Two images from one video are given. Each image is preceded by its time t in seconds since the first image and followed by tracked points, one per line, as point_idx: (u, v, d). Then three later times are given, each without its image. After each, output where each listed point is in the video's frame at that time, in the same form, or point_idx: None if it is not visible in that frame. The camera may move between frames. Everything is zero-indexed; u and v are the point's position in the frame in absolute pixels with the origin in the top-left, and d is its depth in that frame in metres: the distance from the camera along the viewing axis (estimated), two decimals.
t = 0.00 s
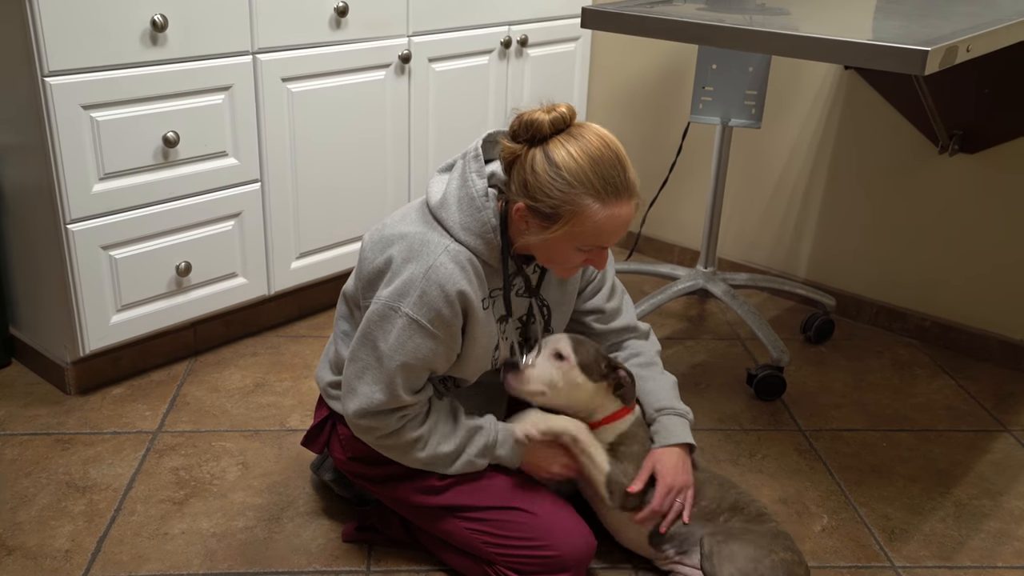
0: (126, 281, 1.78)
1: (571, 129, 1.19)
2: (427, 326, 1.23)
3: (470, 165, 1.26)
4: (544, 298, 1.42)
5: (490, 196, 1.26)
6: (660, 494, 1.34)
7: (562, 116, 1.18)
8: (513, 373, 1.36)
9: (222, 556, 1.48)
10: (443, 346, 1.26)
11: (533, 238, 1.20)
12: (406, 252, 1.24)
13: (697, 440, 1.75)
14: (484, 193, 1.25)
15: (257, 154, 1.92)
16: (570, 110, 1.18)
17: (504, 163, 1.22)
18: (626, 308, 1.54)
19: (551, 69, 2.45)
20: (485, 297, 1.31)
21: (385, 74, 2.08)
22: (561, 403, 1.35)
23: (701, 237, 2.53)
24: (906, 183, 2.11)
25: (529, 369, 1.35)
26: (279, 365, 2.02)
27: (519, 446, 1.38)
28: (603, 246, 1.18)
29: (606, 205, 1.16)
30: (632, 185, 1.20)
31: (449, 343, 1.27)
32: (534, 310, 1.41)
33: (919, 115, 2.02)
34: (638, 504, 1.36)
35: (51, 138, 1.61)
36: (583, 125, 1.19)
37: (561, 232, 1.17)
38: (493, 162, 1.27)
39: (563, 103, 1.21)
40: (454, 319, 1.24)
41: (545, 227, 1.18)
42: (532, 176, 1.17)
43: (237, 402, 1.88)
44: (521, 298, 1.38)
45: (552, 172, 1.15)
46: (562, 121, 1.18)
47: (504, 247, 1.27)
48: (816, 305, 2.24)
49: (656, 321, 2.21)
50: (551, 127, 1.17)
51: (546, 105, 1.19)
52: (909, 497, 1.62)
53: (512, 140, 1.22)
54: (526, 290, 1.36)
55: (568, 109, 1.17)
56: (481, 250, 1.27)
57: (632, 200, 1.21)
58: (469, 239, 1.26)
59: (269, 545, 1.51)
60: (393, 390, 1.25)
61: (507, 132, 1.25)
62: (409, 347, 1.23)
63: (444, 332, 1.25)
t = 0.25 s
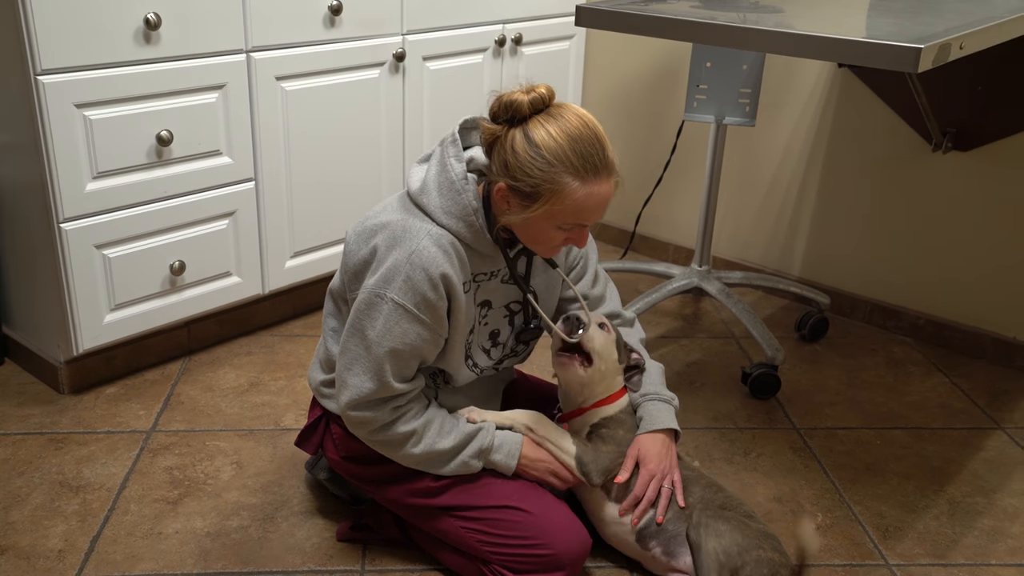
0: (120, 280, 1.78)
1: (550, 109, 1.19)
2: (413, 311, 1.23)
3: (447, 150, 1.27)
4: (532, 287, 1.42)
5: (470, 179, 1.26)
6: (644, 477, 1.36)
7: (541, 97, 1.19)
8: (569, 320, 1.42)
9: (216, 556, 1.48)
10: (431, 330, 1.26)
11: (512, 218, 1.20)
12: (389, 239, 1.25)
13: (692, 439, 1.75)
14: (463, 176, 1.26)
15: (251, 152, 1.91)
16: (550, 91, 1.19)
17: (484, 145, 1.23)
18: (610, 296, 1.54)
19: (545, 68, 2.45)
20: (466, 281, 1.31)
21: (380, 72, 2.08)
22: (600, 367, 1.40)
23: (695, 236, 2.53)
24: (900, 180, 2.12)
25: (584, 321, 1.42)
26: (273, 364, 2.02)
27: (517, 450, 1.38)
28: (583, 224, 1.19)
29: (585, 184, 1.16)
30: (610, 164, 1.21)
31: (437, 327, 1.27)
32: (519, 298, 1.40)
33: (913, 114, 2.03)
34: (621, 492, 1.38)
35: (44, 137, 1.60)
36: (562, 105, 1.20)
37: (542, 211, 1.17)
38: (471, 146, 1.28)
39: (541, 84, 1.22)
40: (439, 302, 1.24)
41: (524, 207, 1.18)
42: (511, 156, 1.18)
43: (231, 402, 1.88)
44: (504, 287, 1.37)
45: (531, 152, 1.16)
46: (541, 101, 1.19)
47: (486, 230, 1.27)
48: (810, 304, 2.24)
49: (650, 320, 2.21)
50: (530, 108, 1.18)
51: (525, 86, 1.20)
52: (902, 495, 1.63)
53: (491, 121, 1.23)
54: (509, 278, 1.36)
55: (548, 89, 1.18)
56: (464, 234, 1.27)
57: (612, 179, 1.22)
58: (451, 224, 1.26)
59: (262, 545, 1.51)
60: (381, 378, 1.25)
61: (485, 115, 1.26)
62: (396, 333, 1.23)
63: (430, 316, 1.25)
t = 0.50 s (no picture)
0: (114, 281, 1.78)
1: (515, 80, 1.20)
2: (397, 293, 1.22)
3: (416, 134, 1.26)
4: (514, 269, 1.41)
5: (440, 160, 1.26)
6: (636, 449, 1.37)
7: (507, 68, 1.19)
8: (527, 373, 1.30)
9: (211, 557, 1.48)
10: (418, 311, 1.25)
11: (484, 187, 1.22)
12: (367, 228, 1.25)
13: (687, 439, 1.75)
14: (432, 157, 1.25)
15: (246, 153, 1.91)
16: (516, 63, 1.19)
17: (454, 118, 1.24)
18: (592, 274, 1.54)
19: (539, 69, 2.46)
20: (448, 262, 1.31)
21: (375, 74, 2.08)
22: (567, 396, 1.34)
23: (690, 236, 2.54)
24: (893, 179, 2.12)
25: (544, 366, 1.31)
26: (268, 365, 2.02)
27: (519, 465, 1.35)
28: (552, 192, 1.20)
29: (552, 151, 1.17)
30: (578, 132, 1.21)
31: (424, 308, 1.26)
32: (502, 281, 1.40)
33: (907, 115, 2.03)
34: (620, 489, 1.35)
35: (37, 138, 1.60)
36: (527, 75, 1.20)
37: (510, 179, 1.18)
38: (438, 127, 1.27)
39: (507, 56, 1.21)
40: (422, 281, 1.24)
41: (494, 176, 1.20)
42: (479, 127, 1.19)
43: (226, 403, 1.88)
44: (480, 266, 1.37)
45: (499, 122, 1.17)
46: (506, 72, 1.19)
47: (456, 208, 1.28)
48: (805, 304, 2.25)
49: (645, 320, 2.21)
50: (496, 79, 1.19)
51: (491, 58, 1.20)
52: (896, 495, 1.63)
53: (459, 94, 1.23)
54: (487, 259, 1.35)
55: (513, 61, 1.17)
56: (440, 214, 1.27)
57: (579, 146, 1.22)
58: (425, 205, 1.25)
59: (257, 546, 1.51)
60: (372, 366, 1.25)
61: (452, 93, 1.26)
62: (384, 318, 1.22)
63: (415, 297, 1.24)
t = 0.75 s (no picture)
0: (112, 279, 1.79)
1: (484, 69, 1.20)
2: (376, 288, 1.22)
3: (385, 130, 1.29)
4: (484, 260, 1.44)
5: (410, 154, 1.28)
6: (624, 431, 1.40)
7: (477, 58, 1.19)
8: (480, 426, 1.36)
9: (207, 554, 1.49)
10: (399, 304, 1.25)
11: (450, 175, 1.22)
12: (343, 227, 1.26)
13: (680, 439, 1.77)
14: (401, 151, 1.28)
15: (243, 153, 1.92)
16: (485, 53, 1.19)
17: (422, 105, 1.24)
18: (556, 274, 1.57)
19: (535, 70, 2.48)
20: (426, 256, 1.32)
21: (372, 75, 2.10)
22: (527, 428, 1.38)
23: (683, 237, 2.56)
24: (885, 183, 2.15)
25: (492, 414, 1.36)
26: (265, 363, 2.03)
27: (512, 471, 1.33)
28: (518, 182, 1.21)
29: (519, 141, 1.18)
30: (544, 122, 1.22)
31: (405, 301, 1.26)
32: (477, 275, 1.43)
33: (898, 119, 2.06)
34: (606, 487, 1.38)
35: (36, 136, 1.61)
36: (496, 66, 1.20)
37: (477, 167, 1.19)
38: (405, 123, 1.30)
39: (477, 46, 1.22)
40: (399, 274, 1.24)
41: (461, 164, 1.20)
42: (448, 116, 1.19)
43: (223, 401, 1.89)
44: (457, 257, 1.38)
45: (467, 111, 1.17)
46: (475, 62, 1.19)
47: (431, 200, 1.29)
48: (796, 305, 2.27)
49: (639, 320, 2.23)
50: (466, 69, 1.19)
51: (460, 47, 1.20)
52: (886, 494, 1.66)
53: (428, 82, 1.23)
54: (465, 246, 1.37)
55: (481, 49, 1.17)
56: (413, 208, 1.28)
57: (545, 137, 1.23)
58: (398, 199, 1.27)
59: (253, 543, 1.52)
60: (357, 365, 1.24)
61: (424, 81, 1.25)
62: (366, 314, 1.22)
63: (395, 291, 1.24)
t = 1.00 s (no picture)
0: (119, 277, 1.82)
1: (471, 71, 1.19)
2: (360, 286, 1.25)
3: (365, 132, 1.32)
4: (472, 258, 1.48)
5: (390, 153, 1.32)
6: (596, 397, 1.47)
7: (464, 61, 1.18)
8: (491, 414, 1.37)
9: (212, 546, 1.52)
10: (384, 301, 1.28)
11: (431, 174, 1.23)
12: (329, 228, 1.30)
13: (675, 436, 1.81)
14: (381, 151, 1.31)
15: (249, 154, 1.96)
16: (472, 55, 1.18)
17: (408, 102, 1.23)
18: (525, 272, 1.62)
19: (534, 74, 2.51)
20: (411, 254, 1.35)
21: (375, 78, 2.14)
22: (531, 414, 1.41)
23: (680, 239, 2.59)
24: (876, 187, 2.19)
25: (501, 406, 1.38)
26: (269, 360, 2.07)
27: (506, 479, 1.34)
28: (497, 185, 1.22)
29: (500, 147, 1.18)
30: (527, 128, 1.22)
31: (390, 299, 1.29)
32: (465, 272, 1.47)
33: (892, 124, 2.09)
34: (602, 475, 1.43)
35: (46, 137, 1.64)
36: (483, 69, 1.20)
37: (458, 170, 1.20)
38: (385, 124, 1.34)
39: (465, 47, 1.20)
40: (382, 272, 1.27)
41: (442, 165, 1.21)
42: (432, 116, 1.19)
43: (228, 396, 1.93)
44: (441, 254, 1.41)
45: (451, 115, 1.17)
46: (463, 64, 1.18)
47: (412, 197, 1.32)
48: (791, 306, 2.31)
49: (636, 320, 2.27)
50: (453, 71, 1.18)
51: (448, 48, 1.19)
52: (877, 492, 1.69)
53: (415, 79, 1.22)
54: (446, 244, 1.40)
55: (469, 53, 1.17)
56: (396, 207, 1.31)
57: (528, 143, 1.23)
58: (379, 198, 1.30)
59: (257, 537, 1.55)
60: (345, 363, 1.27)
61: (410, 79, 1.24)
62: (351, 312, 1.26)
63: (379, 288, 1.27)
